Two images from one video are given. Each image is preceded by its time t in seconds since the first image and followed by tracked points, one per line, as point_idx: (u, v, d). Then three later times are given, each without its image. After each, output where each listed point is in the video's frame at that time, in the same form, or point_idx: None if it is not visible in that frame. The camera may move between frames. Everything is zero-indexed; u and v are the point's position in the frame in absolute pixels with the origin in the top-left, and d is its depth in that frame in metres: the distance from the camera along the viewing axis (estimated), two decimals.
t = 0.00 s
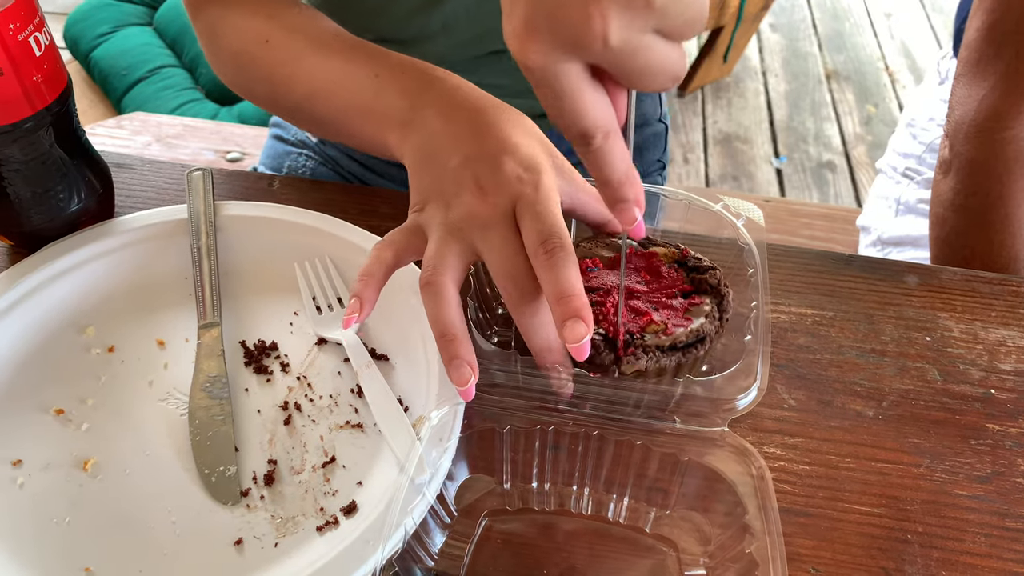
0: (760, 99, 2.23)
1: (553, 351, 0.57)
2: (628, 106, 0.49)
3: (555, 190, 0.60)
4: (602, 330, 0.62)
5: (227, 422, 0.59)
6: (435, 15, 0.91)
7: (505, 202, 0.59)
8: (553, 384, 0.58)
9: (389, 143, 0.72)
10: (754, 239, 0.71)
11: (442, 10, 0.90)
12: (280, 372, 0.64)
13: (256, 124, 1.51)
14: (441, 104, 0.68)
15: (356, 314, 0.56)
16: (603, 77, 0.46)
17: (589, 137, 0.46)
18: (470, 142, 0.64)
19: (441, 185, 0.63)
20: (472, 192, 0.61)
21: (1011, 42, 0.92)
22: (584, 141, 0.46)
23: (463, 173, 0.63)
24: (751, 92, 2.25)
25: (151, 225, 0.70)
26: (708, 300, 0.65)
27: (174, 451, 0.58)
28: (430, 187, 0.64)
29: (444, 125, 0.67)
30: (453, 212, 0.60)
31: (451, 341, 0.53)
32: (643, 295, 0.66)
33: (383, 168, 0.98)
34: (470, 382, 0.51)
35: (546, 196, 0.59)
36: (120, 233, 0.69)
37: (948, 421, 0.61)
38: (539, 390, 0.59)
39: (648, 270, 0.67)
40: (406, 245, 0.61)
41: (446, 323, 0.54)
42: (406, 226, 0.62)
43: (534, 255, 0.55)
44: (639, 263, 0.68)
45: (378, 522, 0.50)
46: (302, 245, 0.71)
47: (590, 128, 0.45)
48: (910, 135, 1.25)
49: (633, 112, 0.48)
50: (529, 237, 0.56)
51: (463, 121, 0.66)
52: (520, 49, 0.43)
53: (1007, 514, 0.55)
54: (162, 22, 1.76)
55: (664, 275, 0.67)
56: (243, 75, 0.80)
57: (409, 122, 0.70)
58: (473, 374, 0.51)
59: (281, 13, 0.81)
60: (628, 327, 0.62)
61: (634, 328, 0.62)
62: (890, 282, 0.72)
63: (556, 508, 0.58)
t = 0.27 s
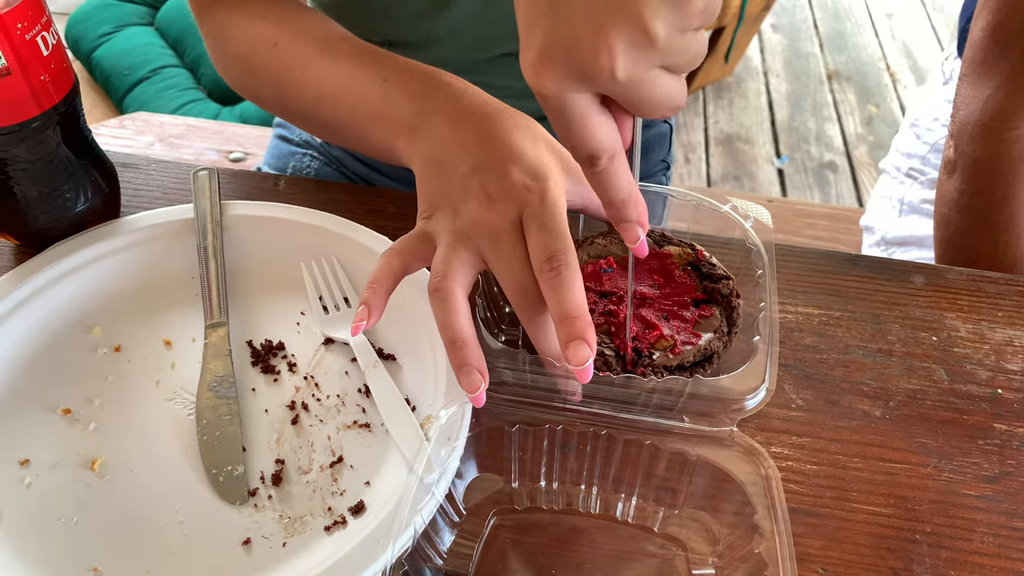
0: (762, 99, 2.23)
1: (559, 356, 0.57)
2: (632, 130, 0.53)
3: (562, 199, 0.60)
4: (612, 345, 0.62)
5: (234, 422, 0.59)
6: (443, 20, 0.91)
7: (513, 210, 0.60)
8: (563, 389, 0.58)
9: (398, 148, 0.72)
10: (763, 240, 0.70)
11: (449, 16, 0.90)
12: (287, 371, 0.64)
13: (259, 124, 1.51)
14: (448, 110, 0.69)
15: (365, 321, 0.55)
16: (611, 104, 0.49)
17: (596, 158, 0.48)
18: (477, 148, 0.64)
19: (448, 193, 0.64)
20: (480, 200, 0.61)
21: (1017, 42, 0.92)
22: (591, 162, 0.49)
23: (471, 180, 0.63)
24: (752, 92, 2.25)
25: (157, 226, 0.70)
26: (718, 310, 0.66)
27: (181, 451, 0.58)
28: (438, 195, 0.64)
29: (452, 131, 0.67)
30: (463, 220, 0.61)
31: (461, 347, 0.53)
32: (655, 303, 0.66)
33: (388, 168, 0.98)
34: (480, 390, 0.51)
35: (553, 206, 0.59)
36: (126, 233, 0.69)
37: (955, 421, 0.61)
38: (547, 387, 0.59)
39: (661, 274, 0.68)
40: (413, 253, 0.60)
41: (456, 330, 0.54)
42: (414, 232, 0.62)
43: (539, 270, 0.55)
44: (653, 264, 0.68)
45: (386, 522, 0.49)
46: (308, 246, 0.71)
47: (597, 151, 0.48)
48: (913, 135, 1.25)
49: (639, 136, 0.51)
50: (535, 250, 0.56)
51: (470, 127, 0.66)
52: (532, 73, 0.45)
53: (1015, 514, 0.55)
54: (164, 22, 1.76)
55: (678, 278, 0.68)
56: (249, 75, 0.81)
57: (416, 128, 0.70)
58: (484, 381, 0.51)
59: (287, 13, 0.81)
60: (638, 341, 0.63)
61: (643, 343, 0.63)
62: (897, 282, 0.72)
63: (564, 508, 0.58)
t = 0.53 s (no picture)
0: (761, 99, 2.23)
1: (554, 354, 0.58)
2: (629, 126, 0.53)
3: (560, 196, 0.60)
4: (606, 344, 0.63)
5: (229, 421, 0.60)
6: (440, 16, 0.90)
7: (511, 208, 0.60)
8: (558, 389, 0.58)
9: (398, 148, 0.72)
10: (759, 239, 0.70)
11: (446, 11, 0.90)
12: (283, 371, 0.64)
13: (257, 124, 1.51)
14: (448, 109, 0.69)
15: (364, 318, 0.55)
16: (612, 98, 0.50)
17: (599, 151, 0.49)
18: (476, 146, 0.64)
19: (447, 191, 0.63)
20: (476, 196, 0.61)
21: (1013, 42, 0.92)
22: (593, 155, 0.49)
23: (469, 178, 0.63)
24: (751, 92, 2.25)
25: (153, 226, 0.70)
26: (713, 310, 0.66)
27: (177, 450, 0.58)
28: (437, 192, 0.64)
29: (452, 130, 0.67)
30: (458, 218, 0.61)
31: (457, 345, 0.53)
32: (649, 302, 0.66)
33: (385, 168, 0.98)
34: (474, 387, 0.50)
35: (551, 204, 0.59)
36: (123, 233, 0.69)
37: (949, 420, 0.61)
38: (542, 386, 0.59)
39: (657, 273, 0.68)
40: (411, 250, 0.60)
41: (452, 328, 0.54)
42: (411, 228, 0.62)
43: (535, 267, 0.55)
44: (650, 263, 0.68)
45: (381, 520, 0.50)
46: (304, 246, 0.72)
47: (600, 143, 0.49)
48: (911, 135, 1.25)
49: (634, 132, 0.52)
50: (531, 247, 0.57)
51: (469, 125, 0.66)
52: (543, 65, 0.45)
53: (1008, 513, 0.55)
54: (163, 23, 1.76)
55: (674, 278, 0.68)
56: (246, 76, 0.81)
57: (417, 127, 0.70)
58: (478, 379, 0.51)
59: (284, 14, 0.81)
60: (632, 341, 0.63)
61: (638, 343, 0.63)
62: (891, 281, 0.72)
63: (557, 506, 0.58)
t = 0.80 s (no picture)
0: (758, 99, 2.23)
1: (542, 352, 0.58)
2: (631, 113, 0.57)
3: (552, 197, 0.61)
4: (596, 341, 0.63)
5: (224, 419, 0.60)
6: (433, 23, 0.91)
7: (501, 207, 0.61)
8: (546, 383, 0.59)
9: (392, 149, 0.73)
10: (750, 240, 0.71)
11: (440, 18, 0.91)
12: (277, 369, 0.65)
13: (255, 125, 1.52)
14: (442, 108, 0.69)
15: (353, 318, 0.56)
16: (616, 78, 0.55)
17: (605, 132, 0.52)
18: (469, 145, 0.65)
19: (438, 190, 0.64)
20: (467, 195, 0.62)
21: (1005, 43, 0.92)
22: (601, 136, 0.52)
23: (460, 178, 0.64)
24: (749, 93, 2.25)
25: (149, 226, 0.70)
26: (704, 309, 0.66)
27: (172, 448, 0.59)
28: (428, 190, 0.64)
29: (446, 130, 0.68)
30: (450, 216, 0.61)
31: (448, 344, 0.53)
32: (640, 301, 0.67)
33: (381, 169, 0.98)
34: (466, 384, 0.51)
35: (542, 205, 0.59)
36: (119, 232, 0.69)
37: (938, 419, 0.61)
38: (534, 385, 0.59)
39: (649, 273, 0.68)
40: (401, 248, 0.61)
41: (443, 327, 0.54)
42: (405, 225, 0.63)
43: (525, 269, 0.56)
44: (642, 263, 0.69)
45: (373, 517, 0.50)
46: (299, 245, 0.72)
47: (607, 124, 0.52)
48: (905, 135, 1.26)
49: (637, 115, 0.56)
50: (522, 249, 0.57)
51: (462, 125, 0.67)
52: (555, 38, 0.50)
53: (995, 510, 0.56)
54: (162, 23, 1.76)
55: (667, 279, 0.68)
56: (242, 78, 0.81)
57: (410, 128, 0.71)
58: (469, 378, 0.52)
59: (280, 16, 0.82)
60: (622, 339, 0.63)
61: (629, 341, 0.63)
62: (882, 281, 0.72)
63: (547, 504, 0.59)
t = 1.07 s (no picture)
0: (759, 99, 2.23)
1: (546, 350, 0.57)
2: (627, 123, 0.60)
3: (550, 195, 0.60)
4: (597, 342, 0.63)
5: (224, 419, 0.60)
6: (433, 29, 0.91)
7: (500, 204, 0.60)
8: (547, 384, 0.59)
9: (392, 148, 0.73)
10: (752, 239, 0.71)
11: (439, 24, 0.91)
12: (277, 369, 0.65)
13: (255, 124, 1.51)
14: (442, 110, 0.69)
15: (355, 320, 0.55)
16: (616, 88, 0.58)
17: (605, 133, 0.54)
18: (468, 147, 0.65)
19: (439, 192, 0.63)
20: (465, 195, 0.61)
21: (1008, 43, 0.92)
22: (600, 137, 0.54)
23: (459, 178, 0.63)
24: (749, 92, 2.25)
25: (149, 225, 0.70)
26: (704, 310, 0.66)
27: (171, 448, 0.58)
28: (430, 193, 0.64)
29: (446, 131, 0.67)
30: (451, 216, 0.61)
31: (449, 343, 0.53)
32: (641, 303, 0.67)
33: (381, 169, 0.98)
34: (468, 383, 0.51)
35: (539, 200, 0.58)
36: (119, 231, 0.69)
37: (942, 419, 0.61)
38: (535, 385, 0.59)
39: (650, 274, 0.68)
40: (403, 251, 0.60)
41: (444, 326, 0.54)
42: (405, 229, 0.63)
43: (520, 253, 0.55)
44: (643, 263, 0.69)
45: (374, 518, 0.50)
46: (299, 245, 0.72)
47: (606, 126, 0.54)
48: (906, 135, 1.25)
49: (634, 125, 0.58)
50: (517, 234, 0.57)
51: (462, 126, 0.67)
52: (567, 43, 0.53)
53: (1000, 511, 0.56)
54: (161, 23, 1.76)
55: (668, 279, 0.68)
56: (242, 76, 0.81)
57: (410, 128, 0.70)
58: (470, 377, 0.51)
59: (280, 15, 0.81)
60: (622, 340, 0.63)
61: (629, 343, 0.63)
62: (885, 281, 0.72)
63: (549, 505, 0.58)
